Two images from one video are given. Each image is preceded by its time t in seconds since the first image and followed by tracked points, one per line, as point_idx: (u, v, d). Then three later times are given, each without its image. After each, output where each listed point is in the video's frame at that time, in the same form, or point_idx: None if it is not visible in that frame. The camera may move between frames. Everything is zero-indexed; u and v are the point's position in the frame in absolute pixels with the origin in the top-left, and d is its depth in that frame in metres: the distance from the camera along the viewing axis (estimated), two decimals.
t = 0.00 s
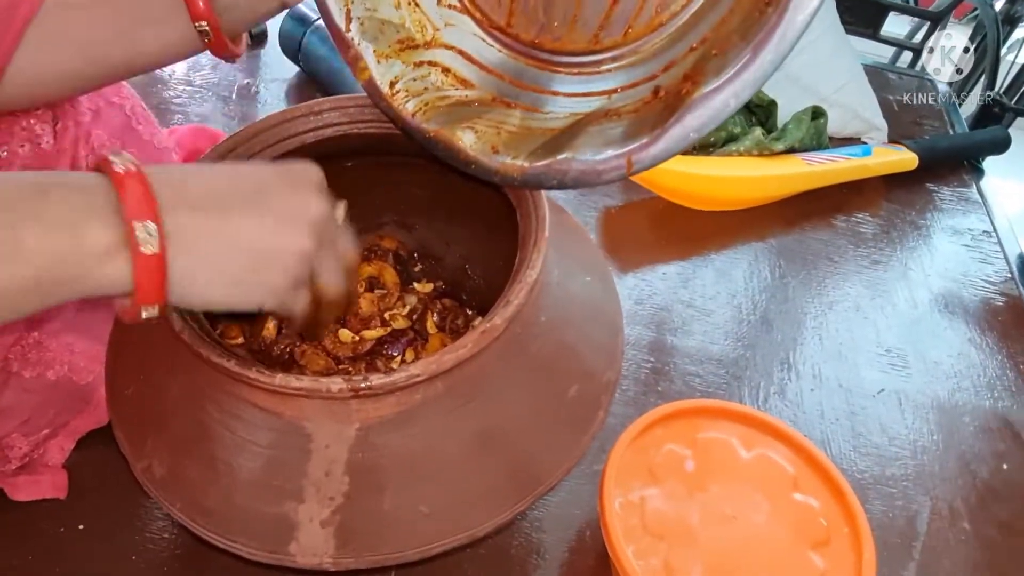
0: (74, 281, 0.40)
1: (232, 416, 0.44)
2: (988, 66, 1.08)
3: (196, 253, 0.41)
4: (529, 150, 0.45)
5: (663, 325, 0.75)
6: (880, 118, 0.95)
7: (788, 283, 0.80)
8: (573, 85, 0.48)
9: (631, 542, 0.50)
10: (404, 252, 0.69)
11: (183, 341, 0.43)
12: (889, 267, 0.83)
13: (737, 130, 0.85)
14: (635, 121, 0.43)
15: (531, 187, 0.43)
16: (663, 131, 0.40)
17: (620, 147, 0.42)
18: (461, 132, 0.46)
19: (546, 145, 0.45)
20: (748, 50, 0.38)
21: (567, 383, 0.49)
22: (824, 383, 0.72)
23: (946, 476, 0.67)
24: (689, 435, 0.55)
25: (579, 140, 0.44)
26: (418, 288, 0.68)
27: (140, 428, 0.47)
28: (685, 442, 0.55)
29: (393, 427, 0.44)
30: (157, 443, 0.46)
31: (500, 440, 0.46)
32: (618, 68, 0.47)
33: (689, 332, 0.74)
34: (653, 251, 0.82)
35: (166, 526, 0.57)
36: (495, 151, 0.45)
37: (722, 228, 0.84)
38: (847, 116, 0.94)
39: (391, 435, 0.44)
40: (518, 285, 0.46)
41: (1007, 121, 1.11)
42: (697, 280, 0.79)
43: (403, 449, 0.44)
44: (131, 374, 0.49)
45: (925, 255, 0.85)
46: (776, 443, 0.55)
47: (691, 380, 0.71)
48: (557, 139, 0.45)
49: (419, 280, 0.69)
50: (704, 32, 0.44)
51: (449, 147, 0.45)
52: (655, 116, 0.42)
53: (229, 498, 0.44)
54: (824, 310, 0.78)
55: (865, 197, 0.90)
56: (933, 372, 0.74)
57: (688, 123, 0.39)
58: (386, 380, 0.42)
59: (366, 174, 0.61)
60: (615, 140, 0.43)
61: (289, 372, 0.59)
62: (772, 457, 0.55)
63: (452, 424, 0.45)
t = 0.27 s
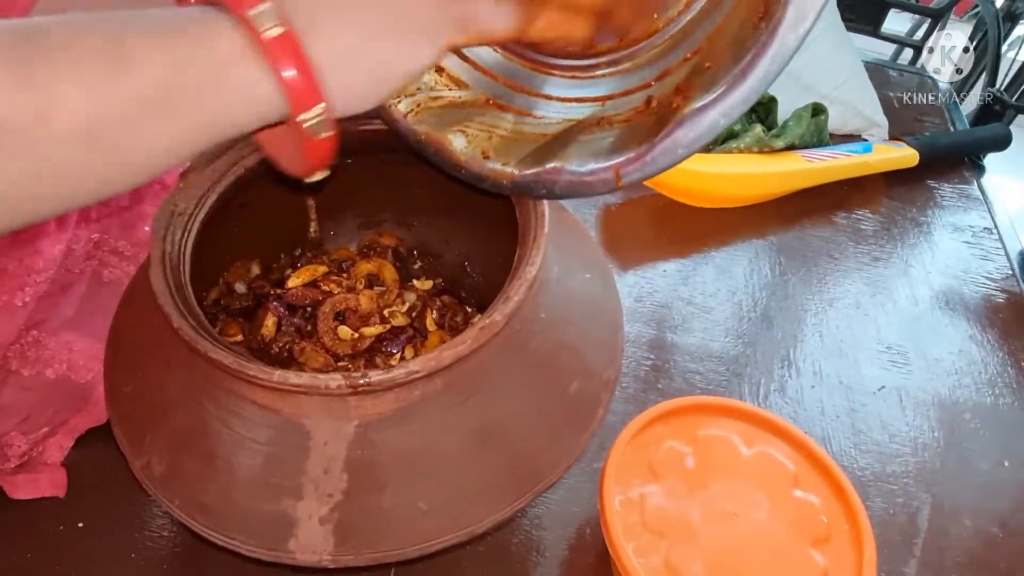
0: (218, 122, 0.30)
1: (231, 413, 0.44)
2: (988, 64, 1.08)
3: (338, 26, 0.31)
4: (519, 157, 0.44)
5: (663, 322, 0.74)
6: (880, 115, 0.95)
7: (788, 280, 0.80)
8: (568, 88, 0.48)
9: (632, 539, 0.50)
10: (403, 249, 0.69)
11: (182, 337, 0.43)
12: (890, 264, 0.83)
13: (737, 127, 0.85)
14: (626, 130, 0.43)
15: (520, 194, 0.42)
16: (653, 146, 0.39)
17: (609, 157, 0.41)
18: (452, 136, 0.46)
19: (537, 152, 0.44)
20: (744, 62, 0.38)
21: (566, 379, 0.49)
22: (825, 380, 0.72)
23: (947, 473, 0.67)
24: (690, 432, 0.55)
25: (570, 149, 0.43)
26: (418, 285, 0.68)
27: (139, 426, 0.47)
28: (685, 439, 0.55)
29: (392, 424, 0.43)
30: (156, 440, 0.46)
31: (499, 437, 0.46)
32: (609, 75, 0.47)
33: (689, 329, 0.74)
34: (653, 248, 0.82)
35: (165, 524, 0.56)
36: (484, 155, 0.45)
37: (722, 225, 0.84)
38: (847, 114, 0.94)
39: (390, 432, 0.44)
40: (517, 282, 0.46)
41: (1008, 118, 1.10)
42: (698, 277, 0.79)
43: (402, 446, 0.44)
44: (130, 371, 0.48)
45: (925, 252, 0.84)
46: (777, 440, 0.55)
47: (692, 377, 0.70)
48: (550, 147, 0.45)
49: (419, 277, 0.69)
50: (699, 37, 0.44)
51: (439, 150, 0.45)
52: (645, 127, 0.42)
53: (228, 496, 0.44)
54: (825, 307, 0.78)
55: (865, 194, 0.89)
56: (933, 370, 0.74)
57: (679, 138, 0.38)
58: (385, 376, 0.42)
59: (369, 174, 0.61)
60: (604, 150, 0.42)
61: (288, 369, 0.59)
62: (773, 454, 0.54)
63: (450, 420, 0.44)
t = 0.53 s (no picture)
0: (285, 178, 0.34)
1: (232, 410, 0.44)
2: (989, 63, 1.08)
3: (394, 92, 0.34)
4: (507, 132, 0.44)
5: (664, 320, 0.75)
6: (880, 112, 0.95)
7: (789, 278, 0.80)
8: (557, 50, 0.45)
9: (632, 535, 0.50)
10: (403, 246, 0.69)
11: (183, 334, 0.43)
12: (890, 261, 0.83)
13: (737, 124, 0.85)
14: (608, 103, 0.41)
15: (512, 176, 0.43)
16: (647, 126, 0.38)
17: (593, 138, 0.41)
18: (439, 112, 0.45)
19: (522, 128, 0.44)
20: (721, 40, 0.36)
21: (567, 376, 0.49)
22: (826, 377, 0.72)
23: (948, 469, 0.67)
24: (691, 428, 0.55)
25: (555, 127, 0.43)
26: (419, 282, 0.68)
27: (141, 422, 0.47)
28: (686, 436, 0.55)
29: (393, 420, 0.44)
30: (157, 436, 0.46)
31: (500, 433, 0.46)
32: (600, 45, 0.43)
33: (689, 327, 0.74)
34: (653, 245, 0.82)
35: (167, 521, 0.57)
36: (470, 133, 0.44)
37: (723, 223, 0.84)
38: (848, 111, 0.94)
39: (391, 429, 0.44)
40: (517, 278, 0.46)
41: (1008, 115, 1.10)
42: (698, 274, 0.79)
43: (403, 442, 0.44)
44: (131, 368, 0.49)
45: (926, 249, 0.84)
46: (778, 436, 0.55)
47: (692, 374, 0.71)
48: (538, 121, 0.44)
49: (421, 274, 0.69)
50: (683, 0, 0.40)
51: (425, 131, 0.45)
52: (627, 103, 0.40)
53: (229, 493, 0.44)
54: (825, 304, 0.78)
55: (866, 191, 0.89)
56: (933, 366, 0.74)
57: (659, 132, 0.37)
58: (386, 373, 0.42)
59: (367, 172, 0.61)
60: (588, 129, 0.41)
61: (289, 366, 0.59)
62: (774, 450, 0.55)
63: (451, 417, 0.45)
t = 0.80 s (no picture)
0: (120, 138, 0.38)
1: (231, 404, 0.44)
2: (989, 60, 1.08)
3: (222, 84, 0.37)
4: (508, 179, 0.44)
5: (664, 316, 0.75)
6: (881, 109, 0.95)
7: (789, 274, 0.80)
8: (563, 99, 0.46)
9: (631, 529, 0.50)
10: (404, 242, 0.69)
11: (182, 328, 0.43)
12: (890, 257, 0.83)
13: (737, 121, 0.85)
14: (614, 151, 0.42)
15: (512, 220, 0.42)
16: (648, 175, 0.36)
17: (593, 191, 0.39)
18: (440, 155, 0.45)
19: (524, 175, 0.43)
20: (762, 57, 0.33)
21: (566, 370, 0.49)
22: (826, 373, 0.72)
23: (948, 465, 0.67)
24: (691, 424, 0.55)
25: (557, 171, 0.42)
26: (419, 277, 0.68)
27: (141, 417, 0.47)
28: (685, 430, 0.55)
29: (391, 414, 0.44)
30: (157, 431, 0.46)
31: (499, 428, 0.46)
32: (601, 97, 0.45)
33: (690, 323, 0.74)
34: (654, 241, 0.82)
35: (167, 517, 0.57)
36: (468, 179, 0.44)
37: (723, 219, 0.84)
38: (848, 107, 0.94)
39: (390, 423, 0.44)
40: (516, 272, 0.46)
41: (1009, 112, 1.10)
42: (698, 271, 0.79)
43: (402, 436, 0.44)
44: (131, 362, 0.49)
45: (926, 246, 0.84)
46: (778, 432, 0.55)
47: (692, 370, 0.71)
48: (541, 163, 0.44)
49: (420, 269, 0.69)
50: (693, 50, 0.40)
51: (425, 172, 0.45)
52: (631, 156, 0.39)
53: (228, 486, 0.44)
54: (826, 301, 0.78)
55: (865, 187, 0.89)
56: (934, 363, 0.74)
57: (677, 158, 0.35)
58: (384, 366, 0.42)
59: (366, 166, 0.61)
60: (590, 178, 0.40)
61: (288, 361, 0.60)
62: (773, 445, 0.55)
63: (450, 411, 0.45)
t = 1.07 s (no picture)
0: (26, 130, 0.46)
1: (230, 407, 0.44)
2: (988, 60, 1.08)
3: (72, 68, 0.46)
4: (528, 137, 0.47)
5: (662, 316, 0.75)
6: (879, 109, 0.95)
7: (787, 275, 0.80)
8: (564, 85, 0.52)
9: (629, 531, 0.51)
10: (402, 244, 0.69)
11: (180, 332, 0.43)
12: (888, 258, 0.83)
13: (736, 121, 0.85)
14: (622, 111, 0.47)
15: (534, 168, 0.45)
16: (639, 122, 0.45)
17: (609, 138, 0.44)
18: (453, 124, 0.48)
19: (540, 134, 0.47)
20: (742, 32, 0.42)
21: (563, 372, 0.49)
22: (824, 373, 0.72)
23: (945, 465, 0.67)
24: (688, 425, 0.56)
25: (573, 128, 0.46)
26: (417, 279, 0.69)
27: (141, 419, 0.47)
28: (683, 432, 0.55)
29: (389, 417, 0.44)
30: (157, 433, 0.47)
31: (497, 430, 0.46)
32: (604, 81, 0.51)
33: (688, 324, 0.74)
34: (653, 243, 0.82)
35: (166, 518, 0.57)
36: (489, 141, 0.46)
37: (722, 220, 0.84)
38: (847, 108, 0.94)
39: (388, 425, 0.44)
40: (513, 275, 0.46)
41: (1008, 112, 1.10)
42: (696, 271, 0.79)
43: (400, 439, 0.44)
44: (130, 364, 0.49)
45: (924, 246, 0.84)
46: (775, 433, 0.55)
47: (690, 370, 0.71)
48: (554, 129, 0.47)
49: (418, 271, 0.69)
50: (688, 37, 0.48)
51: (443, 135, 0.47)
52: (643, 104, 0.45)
53: (227, 488, 0.45)
54: (823, 301, 0.78)
55: (864, 188, 0.89)
56: (931, 363, 0.74)
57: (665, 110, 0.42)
58: (382, 370, 0.42)
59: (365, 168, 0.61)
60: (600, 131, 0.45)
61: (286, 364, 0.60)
62: (770, 445, 0.55)
63: (448, 413, 0.45)
